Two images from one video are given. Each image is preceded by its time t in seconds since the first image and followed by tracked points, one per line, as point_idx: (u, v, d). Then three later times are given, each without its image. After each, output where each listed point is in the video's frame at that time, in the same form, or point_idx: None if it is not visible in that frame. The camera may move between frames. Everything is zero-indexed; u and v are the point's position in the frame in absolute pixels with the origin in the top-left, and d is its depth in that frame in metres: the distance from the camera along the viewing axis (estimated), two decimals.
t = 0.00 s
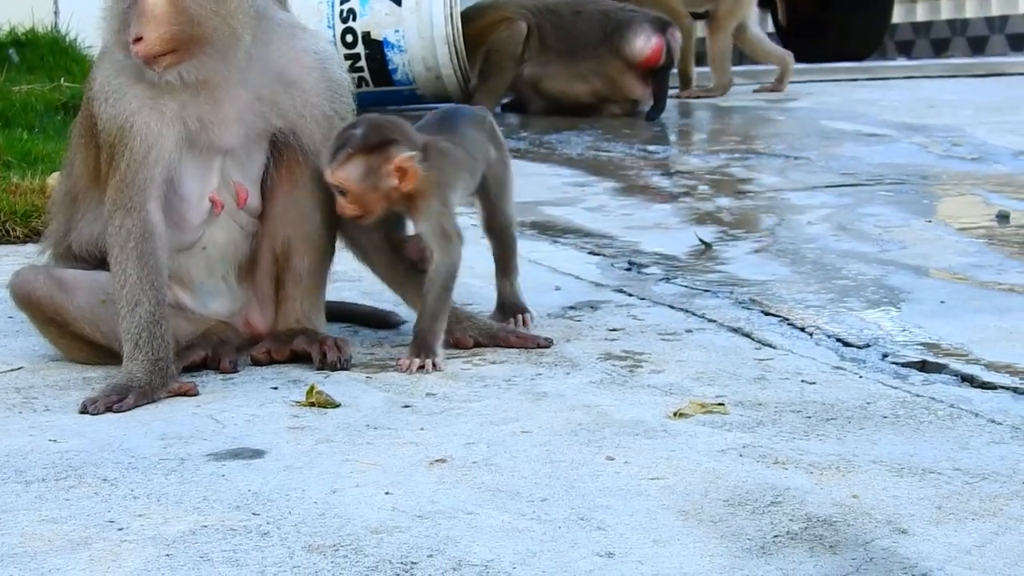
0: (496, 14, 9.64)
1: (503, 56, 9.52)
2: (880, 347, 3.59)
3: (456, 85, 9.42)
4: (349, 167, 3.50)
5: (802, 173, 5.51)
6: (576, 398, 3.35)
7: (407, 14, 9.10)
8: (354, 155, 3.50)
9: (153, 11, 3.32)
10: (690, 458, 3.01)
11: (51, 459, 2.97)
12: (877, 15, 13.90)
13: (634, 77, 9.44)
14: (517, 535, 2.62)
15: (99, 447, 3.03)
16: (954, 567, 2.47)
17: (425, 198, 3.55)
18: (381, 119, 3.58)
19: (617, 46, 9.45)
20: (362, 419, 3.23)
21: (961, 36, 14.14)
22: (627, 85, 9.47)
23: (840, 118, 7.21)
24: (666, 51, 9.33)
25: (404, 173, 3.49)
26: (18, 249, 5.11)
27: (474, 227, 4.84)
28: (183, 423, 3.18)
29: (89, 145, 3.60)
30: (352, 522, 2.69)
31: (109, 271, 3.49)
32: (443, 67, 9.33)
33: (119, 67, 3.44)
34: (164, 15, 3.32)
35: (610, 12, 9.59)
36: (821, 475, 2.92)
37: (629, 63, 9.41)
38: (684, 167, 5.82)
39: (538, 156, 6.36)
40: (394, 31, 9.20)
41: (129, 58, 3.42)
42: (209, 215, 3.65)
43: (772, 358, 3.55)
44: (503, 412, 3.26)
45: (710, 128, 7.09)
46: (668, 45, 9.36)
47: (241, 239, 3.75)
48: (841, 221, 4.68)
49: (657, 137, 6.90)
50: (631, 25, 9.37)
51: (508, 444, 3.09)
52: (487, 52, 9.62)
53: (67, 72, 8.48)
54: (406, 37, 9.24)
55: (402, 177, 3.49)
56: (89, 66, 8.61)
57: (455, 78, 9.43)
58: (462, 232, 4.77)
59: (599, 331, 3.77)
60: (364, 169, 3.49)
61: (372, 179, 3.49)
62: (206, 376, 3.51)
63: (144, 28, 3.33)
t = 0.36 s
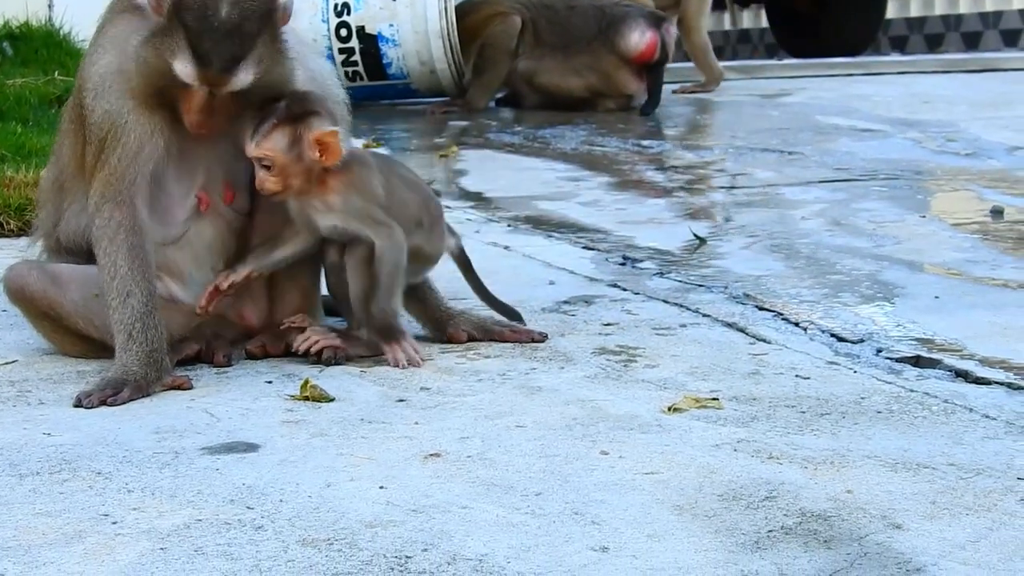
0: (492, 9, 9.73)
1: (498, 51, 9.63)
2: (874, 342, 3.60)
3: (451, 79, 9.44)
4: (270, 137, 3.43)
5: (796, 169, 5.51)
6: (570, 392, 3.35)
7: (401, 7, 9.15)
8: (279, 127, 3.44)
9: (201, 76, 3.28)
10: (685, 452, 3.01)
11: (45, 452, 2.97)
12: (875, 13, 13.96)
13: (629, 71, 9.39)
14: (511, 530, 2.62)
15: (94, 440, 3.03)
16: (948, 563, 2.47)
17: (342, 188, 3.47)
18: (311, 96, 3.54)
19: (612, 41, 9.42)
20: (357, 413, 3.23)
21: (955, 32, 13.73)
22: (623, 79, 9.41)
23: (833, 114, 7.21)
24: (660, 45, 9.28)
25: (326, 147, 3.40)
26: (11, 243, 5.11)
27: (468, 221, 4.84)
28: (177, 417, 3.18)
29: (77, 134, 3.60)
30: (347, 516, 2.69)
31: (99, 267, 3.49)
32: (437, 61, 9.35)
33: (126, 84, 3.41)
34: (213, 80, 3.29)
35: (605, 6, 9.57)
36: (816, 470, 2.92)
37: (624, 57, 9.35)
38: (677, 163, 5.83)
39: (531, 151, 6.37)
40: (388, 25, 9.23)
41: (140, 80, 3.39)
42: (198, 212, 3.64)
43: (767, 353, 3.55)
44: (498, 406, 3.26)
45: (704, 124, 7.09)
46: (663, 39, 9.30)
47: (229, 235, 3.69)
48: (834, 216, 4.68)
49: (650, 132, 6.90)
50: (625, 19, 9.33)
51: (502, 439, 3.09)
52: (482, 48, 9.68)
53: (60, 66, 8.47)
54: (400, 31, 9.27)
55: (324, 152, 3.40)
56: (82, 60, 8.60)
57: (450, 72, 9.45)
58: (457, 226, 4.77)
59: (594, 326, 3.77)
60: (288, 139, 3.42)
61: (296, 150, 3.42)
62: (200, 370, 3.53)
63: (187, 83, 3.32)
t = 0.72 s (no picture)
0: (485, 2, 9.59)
1: (492, 46, 9.55)
2: (868, 336, 3.60)
3: (444, 73, 9.45)
4: (218, 139, 3.50)
5: (790, 163, 5.52)
6: (563, 386, 3.35)
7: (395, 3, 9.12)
8: (225, 130, 3.50)
9: (180, 45, 3.30)
10: (679, 446, 3.02)
11: (39, 445, 2.97)
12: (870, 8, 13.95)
13: (624, 66, 9.45)
14: (505, 523, 2.63)
15: (88, 433, 3.03)
16: (941, 556, 2.48)
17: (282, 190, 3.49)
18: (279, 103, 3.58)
19: (608, 35, 9.50)
20: (350, 406, 3.23)
21: (950, 27, 13.76)
22: (618, 74, 9.47)
23: (828, 108, 7.22)
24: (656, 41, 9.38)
25: (268, 154, 3.46)
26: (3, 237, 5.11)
27: (461, 215, 4.84)
28: (171, 410, 3.18)
29: (70, 128, 3.62)
30: (340, 509, 2.69)
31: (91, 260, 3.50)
32: (431, 55, 9.36)
33: (115, 70, 3.42)
34: (192, 50, 3.31)
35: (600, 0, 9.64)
36: (809, 464, 2.92)
37: (619, 51, 9.43)
38: (671, 157, 5.83)
39: (525, 145, 6.37)
40: (381, 19, 9.23)
41: (129, 64, 3.40)
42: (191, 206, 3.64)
43: (761, 347, 3.56)
44: (492, 399, 3.26)
45: (699, 118, 7.10)
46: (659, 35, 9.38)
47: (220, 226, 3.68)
48: (829, 210, 4.69)
49: (644, 126, 6.91)
50: (621, 14, 9.42)
51: (496, 432, 3.09)
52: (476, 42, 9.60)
53: (55, 59, 8.47)
54: (395, 26, 9.26)
55: (266, 160, 3.46)
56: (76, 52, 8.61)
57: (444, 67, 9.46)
58: (450, 220, 4.77)
59: (587, 320, 3.78)
60: (230, 141, 3.47)
61: (238, 152, 3.47)
62: (194, 364, 3.54)
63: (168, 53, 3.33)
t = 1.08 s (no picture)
0: None
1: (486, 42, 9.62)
2: (862, 329, 3.60)
3: (437, 68, 9.50)
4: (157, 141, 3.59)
5: (784, 157, 5.52)
6: (557, 379, 3.36)
7: None
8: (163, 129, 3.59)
9: (201, 9, 3.35)
10: (672, 440, 3.02)
11: (33, 440, 2.98)
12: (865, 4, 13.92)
13: (617, 60, 9.47)
14: (498, 516, 2.63)
15: (82, 427, 3.04)
16: (935, 548, 2.48)
17: (232, 173, 3.55)
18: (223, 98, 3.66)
19: (600, 29, 9.48)
20: (344, 400, 3.24)
21: (944, 21, 13.50)
22: (612, 68, 9.49)
23: (822, 102, 7.21)
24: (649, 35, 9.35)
25: (210, 144, 3.54)
26: None
27: (454, 209, 4.85)
28: (165, 404, 3.19)
29: (63, 123, 3.63)
30: (334, 503, 2.69)
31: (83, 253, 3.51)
32: (425, 50, 9.39)
33: (116, 59, 3.45)
34: (212, 13, 3.36)
35: None
36: (803, 456, 2.92)
37: (612, 46, 9.42)
38: (665, 151, 5.83)
39: (520, 140, 6.37)
40: (375, 14, 9.28)
41: (130, 49, 3.44)
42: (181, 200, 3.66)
43: (755, 341, 3.56)
44: (485, 393, 3.27)
45: (694, 112, 7.10)
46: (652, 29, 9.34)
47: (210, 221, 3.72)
48: (822, 204, 4.69)
49: (639, 121, 6.91)
50: (614, 7, 9.37)
51: (489, 426, 3.09)
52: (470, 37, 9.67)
53: (48, 55, 8.48)
54: (388, 21, 9.30)
55: (210, 149, 3.54)
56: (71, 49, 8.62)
57: (438, 62, 9.50)
58: (443, 215, 4.78)
59: (581, 314, 3.78)
60: (169, 139, 3.56)
61: (180, 150, 3.56)
62: (188, 358, 3.55)
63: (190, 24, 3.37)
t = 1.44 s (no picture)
0: None
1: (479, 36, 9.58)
2: (859, 323, 3.60)
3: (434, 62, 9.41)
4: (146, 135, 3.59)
5: (780, 151, 5.52)
6: (554, 373, 3.35)
7: None
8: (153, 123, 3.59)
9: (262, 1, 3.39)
10: (670, 433, 3.02)
11: (30, 434, 2.98)
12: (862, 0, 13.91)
13: (613, 53, 9.47)
14: (495, 510, 2.63)
15: (78, 422, 3.04)
16: (932, 542, 2.48)
17: (223, 163, 3.55)
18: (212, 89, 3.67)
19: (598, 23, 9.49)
20: (341, 394, 3.24)
21: (939, 15, 13.59)
22: (608, 63, 9.49)
23: (818, 96, 7.21)
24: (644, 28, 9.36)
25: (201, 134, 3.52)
26: None
27: (450, 203, 4.85)
28: (161, 398, 3.19)
29: (56, 117, 3.63)
30: (331, 496, 2.69)
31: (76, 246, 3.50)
32: (421, 43, 9.34)
33: (114, 46, 3.46)
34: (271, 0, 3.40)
35: None
36: (800, 450, 2.92)
37: (608, 39, 9.42)
38: (661, 145, 5.83)
39: (515, 134, 6.37)
40: (370, 9, 9.35)
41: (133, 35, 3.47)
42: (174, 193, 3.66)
43: (751, 334, 3.56)
44: (482, 387, 3.27)
45: (690, 107, 7.10)
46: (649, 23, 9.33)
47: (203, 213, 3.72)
48: (819, 198, 4.69)
49: (635, 115, 6.91)
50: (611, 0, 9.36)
51: (486, 419, 3.09)
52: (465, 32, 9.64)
53: (44, 51, 8.48)
54: (383, 15, 9.36)
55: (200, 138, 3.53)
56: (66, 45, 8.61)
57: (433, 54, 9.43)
58: (438, 209, 4.78)
59: (577, 308, 3.78)
60: (158, 133, 3.57)
61: (170, 143, 3.56)
62: (184, 352, 3.56)
63: (243, 15, 3.42)
